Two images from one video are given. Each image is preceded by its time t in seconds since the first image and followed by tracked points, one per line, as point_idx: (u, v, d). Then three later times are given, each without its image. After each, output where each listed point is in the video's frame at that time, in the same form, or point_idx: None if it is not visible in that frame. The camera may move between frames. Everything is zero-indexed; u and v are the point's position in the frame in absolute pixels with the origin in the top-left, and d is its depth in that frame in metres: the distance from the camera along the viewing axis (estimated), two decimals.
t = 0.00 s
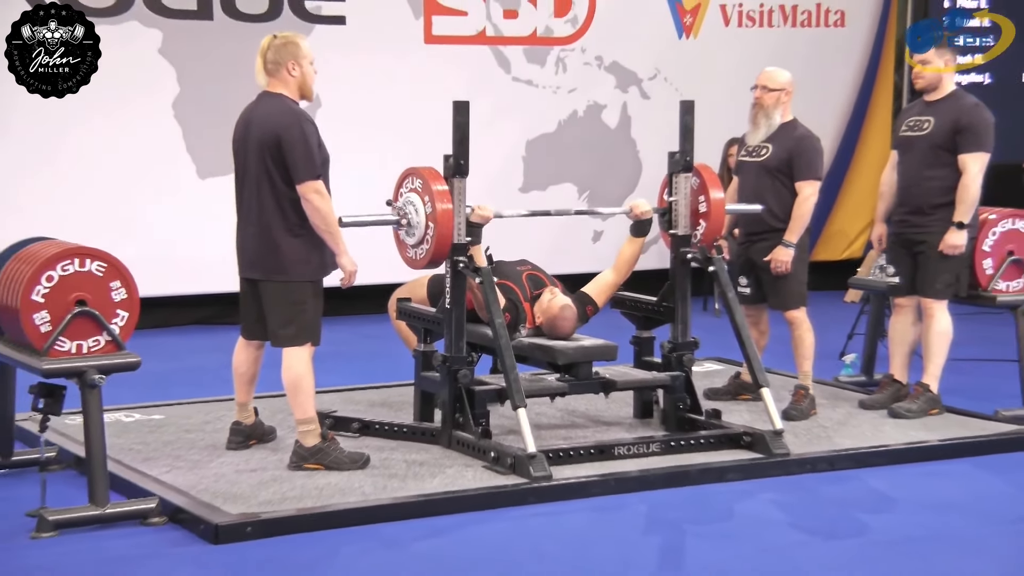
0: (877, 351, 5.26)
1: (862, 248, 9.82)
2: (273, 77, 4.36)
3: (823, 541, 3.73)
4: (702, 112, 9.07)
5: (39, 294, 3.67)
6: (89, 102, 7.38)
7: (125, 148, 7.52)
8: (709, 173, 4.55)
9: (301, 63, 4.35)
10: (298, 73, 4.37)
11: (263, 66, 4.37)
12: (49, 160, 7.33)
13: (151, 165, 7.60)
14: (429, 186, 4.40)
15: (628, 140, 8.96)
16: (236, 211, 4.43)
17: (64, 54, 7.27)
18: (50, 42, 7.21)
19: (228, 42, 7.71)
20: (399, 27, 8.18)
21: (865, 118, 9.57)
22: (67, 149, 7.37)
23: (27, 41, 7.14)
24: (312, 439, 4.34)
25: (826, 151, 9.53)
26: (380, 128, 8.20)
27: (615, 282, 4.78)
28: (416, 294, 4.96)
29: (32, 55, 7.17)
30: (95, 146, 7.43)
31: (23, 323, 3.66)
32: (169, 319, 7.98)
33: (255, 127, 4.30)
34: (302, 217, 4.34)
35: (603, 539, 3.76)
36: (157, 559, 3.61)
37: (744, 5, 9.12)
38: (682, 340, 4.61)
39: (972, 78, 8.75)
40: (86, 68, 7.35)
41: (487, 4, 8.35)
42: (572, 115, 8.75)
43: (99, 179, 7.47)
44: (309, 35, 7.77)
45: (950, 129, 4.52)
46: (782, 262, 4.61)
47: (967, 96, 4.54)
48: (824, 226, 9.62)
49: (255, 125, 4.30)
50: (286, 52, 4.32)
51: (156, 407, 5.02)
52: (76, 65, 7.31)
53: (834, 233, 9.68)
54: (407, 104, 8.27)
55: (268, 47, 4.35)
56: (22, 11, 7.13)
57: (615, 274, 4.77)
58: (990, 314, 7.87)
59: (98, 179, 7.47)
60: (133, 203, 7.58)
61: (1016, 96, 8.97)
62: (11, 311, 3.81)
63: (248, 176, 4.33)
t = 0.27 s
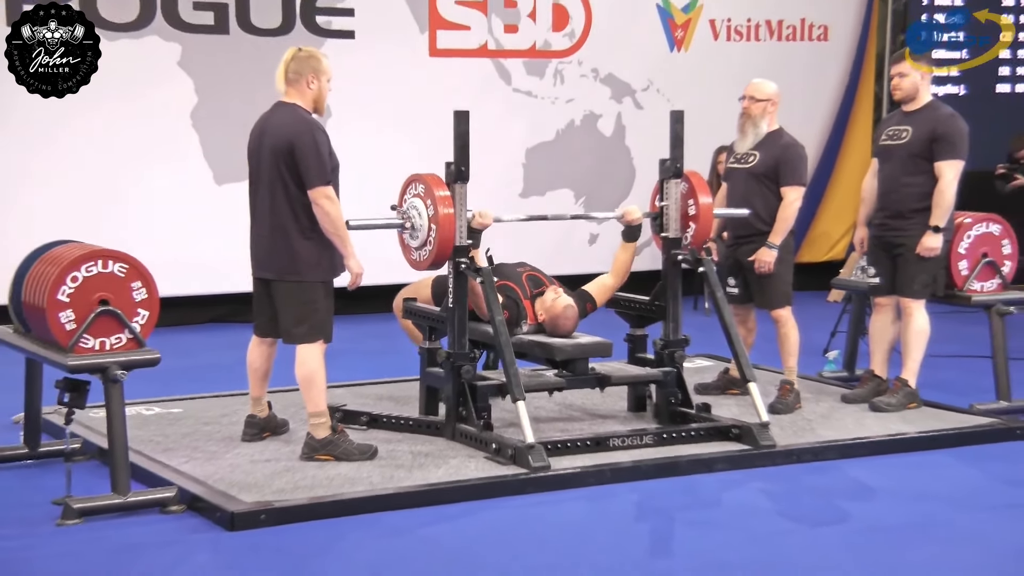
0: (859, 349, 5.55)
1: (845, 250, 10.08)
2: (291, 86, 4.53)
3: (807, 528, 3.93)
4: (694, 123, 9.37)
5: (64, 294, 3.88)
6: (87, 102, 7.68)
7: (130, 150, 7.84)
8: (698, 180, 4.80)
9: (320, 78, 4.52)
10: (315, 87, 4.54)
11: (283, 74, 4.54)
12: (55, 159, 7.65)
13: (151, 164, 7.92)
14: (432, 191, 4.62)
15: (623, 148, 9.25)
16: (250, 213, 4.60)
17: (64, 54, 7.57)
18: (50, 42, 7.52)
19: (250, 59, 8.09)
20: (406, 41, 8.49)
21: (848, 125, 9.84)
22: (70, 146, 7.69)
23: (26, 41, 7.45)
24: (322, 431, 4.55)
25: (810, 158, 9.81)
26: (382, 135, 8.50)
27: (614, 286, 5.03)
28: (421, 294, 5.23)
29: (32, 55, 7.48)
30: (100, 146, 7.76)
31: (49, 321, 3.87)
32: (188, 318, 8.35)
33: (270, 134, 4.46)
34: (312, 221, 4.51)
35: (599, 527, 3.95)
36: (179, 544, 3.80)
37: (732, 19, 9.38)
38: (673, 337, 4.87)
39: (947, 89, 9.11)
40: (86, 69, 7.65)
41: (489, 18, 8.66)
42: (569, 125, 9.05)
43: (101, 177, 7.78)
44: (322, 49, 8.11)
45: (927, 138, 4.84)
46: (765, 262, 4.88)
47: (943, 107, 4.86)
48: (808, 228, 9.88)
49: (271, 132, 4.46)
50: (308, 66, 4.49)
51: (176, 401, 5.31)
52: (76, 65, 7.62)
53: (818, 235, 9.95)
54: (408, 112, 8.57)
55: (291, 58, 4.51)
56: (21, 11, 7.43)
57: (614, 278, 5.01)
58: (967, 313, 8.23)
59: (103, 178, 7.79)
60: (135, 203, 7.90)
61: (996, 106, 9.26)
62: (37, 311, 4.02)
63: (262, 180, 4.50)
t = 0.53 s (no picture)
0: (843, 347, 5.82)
1: (832, 252, 10.31)
2: (305, 94, 4.74)
3: (796, 518, 4.07)
4: (687, 131, 9.61)
5: (84, 294, 3.95)
6: (86, 102, 7.85)
7: (134, 152, 8.03)
8: (691, 185, 5.02)
9: (332, 89, 4.74)
10: (328, 97, 4.75)
11: (298, 83, 4.75)
12: (59, 159, 7.84)
13: (152, 165, 8.10)
14: (435, 197, 4.84)
15: (619, 155, 9.47)
16: (261, 215, 4.80)
17: (64, 54, 7.76)
18: (50, 42, 7.70)
19: (256, 68, 8.30)
20: (408, 50, 8.71)
21: (836, 131, 10.06)
22: (73, 146, 7.86)
23: (27, 41, 7.63)
24: (331, 425, 4.71)
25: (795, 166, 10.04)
26: (382, 142, 8.72)
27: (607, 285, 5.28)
28: (425, 293, 5.46)
29: (32, 55, 7.67)
30: (104, 147, 7.94)
31: (70, 320, 3.93)
32: (205, 316, 8.60)
33: (282, 140, 4.67)
34: (321, 224, 4.70)
35: (594, 517, 4.09)
36: (195, 534, 3.85)
37: (722, 32, 9.63)
38: (666, 335, 5.10)
39: (928, 98, 9.41)
40: (86, 68, 7.82)
41: (490, 30, 8.90)
42: (566, 132, 9.26)
43: (104, 178, 7.97)
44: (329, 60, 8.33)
45: (908, 145, 5.20)
46: (757, 263, 5.15)
47: (923, 117, 5.23)
48: (796, 231, 10.09)
49: (283, 139, 4.67)
50: (324, 77, 4.71)
51: (191, 395, 5.64)
52: (76, 65, 7.79)
53: (806, 238, 10.16)
54: (409, 119, 8.78)
55: (308, 69, 4.73)
56: (22, 11, 7.60)
57: (607, 277, 5.27)
58: (947, 313, 8.46)
59: (107, 179, 7.98)
60: (139, 203, 8.10)
61: (974, 117, 9.57)
62: (56, 309, 4.08)
63: (274, 185, 4.70)
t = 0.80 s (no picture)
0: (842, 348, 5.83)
1: (831, 253, 10.32)
2: (307, 95, 4.74)
3: (795, 517, 4.08)
4: (687, 132, 9.63)
5: (85, 294, 3.95)
6: (86, 102, 7.86)
7: (134, 153, 8.04)
8: (690, 186, 5.03)
9: (334, 89, 4.74)
10: (330, 97, 4.76)
11: (300, 83, 4.75)
12: (59, 159, 7.85)
13: (154, 166, 8.11)
14: (435, 197, 4.84)
15: (619, 155, 9.49)
16: (262, 215, 4.81)
17: (64, 54, 7.77)
18: (50, 42, 7.71)
19: (256, 67, 8.31)
20: (408, 51, 8.72)
21: (835, 133, 10.08)
22: (73, 146, 7.87)
23: (27, 41, 7.63)
24: (331, 425, 4.71)
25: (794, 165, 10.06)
26: (382, 142, 8.74)
27: (608, 286, 5.30)
28: (426, 293, 5.48)
29: (32, 54, 7.68)
30: (104, 147, 7.96)
31: (70, 320, 3.95)
32: (206, 316, 8.61)
33: (284, 140, 4.67)
34: (322, 224, 4.71)
35: (594, 516, 4.09)
36: (194, 533, 3.86)
37: (722, 32, 9.64)
38: (665, 335, 5.11)
39: (927, 98, 9.42)
40: (85, 69, 7.83)
41: (490, 31, 8.92)
42: (566, 132, 9.28)
43: (104, 178, 7.98)
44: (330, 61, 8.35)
45: (907, 145, 5.21)
46: (757, 263, 5.16)
47: (922, 117, 5.24)
48: (795, 232, 10.10)
49: (284, 139, 4.67)
50: (326, 77, 4.72)
51: (190, 395, 5.65)
52: (76, 65, 7.81)
53: (805, 238, 10.17)
54: (409, 119, 8.79)
55: (311, 69, 4.73)
56: (22, 11, 7.60)
57: (609, 278, 5.28)
58: (945, 313, 8.48)
59: (107, 180, 7.99)
60: (140, 204, 8.11)
61: (972, 118, 9.60)
62: (57, 309, 4.09)
63: (275, 185, 4.71)
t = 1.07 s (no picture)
0: (842, 347, 5.83)
1: (831, 253, 10.33)
2: (306, 95, 4.74)
3: (795, 516, 4.08)
4: (687, 132, 9.63)
5: (85, 294, 3.95)
6: (86, 102, 7.86)
7: (134, 153, 8.04)
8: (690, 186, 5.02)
9: (334, 89, 4.74)
10: (329, 97, 4.76)
11: (299, 84, 4.75)
12: (59, 159, 7.85)
13: (154, 166, 8.11)
14: (436, 197, 4.84)
15: (619, 155, 9.49)
16: (262, 215, 4.80)
17: (64, 54, 7.77)
18: (50, 42, 7.71)
19: (256, 67, 8.31)
20: (408, 51, 8.72)
21: (835, 132, 10.08)
22: (73, 146, 7.87)
23: (27, 41, 7.63)
24: (331, 425, 4.71)
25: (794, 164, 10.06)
26: (382, 142, 8.74)
27: (607, 285, 5.30)
28: (427, 293, 5.48)
29: (32, 55, 7.68)
30: (104, 147, 7.96)
31: (70, 320, 3.94)
32: (206, 316, 8.61)
33: (284, 140, 4.67)
34: (322, 224, 4.71)
35: (594, 516, 4.09)
36: (194, 533, 3.86)
37: (722, 32, 9.64)
38: (665, 335, 5.11)
39: (927, 98, 9.42)
40: (85, 69, 7.83)
41: (490, 31, 8.91)
42: (566, 133, 9.28)
43: (104, 178, 7.98)
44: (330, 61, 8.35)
45: (907, 145, 5.21)
46: (756, 262, 5.16)
47: (922, 117, 5.24)
48: (795, 232, 10.10)
49: (284, 139, 4.67)
50: (325, 77, 4.72)
51: (191, 395, 5.65)
52: (76, 65, 7.81)
53: (804, 238, 10.17)
54: (409, 120, 8.79)
55: (310, 69, 4.73)
56: (22, 11, 7.60)
57: (608, 277, 5.29)
58: (944, 313, 8.48)
59: (106, 180, 7.99)
60: (140, 204, 8.11)
61: (972, 118, 9.60)
62: (57, 309, 4.09)
63: (275, 185, 4.71)
